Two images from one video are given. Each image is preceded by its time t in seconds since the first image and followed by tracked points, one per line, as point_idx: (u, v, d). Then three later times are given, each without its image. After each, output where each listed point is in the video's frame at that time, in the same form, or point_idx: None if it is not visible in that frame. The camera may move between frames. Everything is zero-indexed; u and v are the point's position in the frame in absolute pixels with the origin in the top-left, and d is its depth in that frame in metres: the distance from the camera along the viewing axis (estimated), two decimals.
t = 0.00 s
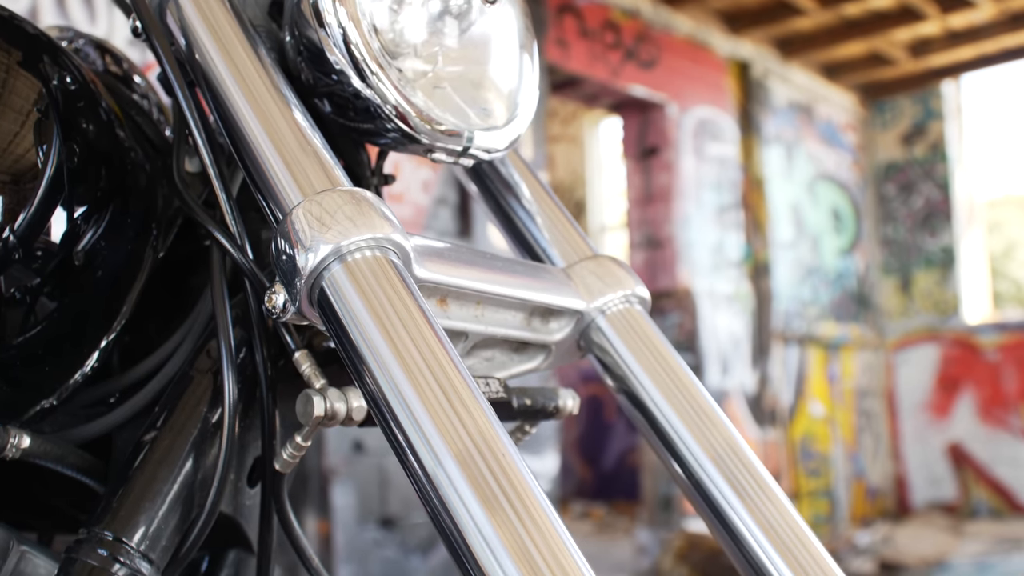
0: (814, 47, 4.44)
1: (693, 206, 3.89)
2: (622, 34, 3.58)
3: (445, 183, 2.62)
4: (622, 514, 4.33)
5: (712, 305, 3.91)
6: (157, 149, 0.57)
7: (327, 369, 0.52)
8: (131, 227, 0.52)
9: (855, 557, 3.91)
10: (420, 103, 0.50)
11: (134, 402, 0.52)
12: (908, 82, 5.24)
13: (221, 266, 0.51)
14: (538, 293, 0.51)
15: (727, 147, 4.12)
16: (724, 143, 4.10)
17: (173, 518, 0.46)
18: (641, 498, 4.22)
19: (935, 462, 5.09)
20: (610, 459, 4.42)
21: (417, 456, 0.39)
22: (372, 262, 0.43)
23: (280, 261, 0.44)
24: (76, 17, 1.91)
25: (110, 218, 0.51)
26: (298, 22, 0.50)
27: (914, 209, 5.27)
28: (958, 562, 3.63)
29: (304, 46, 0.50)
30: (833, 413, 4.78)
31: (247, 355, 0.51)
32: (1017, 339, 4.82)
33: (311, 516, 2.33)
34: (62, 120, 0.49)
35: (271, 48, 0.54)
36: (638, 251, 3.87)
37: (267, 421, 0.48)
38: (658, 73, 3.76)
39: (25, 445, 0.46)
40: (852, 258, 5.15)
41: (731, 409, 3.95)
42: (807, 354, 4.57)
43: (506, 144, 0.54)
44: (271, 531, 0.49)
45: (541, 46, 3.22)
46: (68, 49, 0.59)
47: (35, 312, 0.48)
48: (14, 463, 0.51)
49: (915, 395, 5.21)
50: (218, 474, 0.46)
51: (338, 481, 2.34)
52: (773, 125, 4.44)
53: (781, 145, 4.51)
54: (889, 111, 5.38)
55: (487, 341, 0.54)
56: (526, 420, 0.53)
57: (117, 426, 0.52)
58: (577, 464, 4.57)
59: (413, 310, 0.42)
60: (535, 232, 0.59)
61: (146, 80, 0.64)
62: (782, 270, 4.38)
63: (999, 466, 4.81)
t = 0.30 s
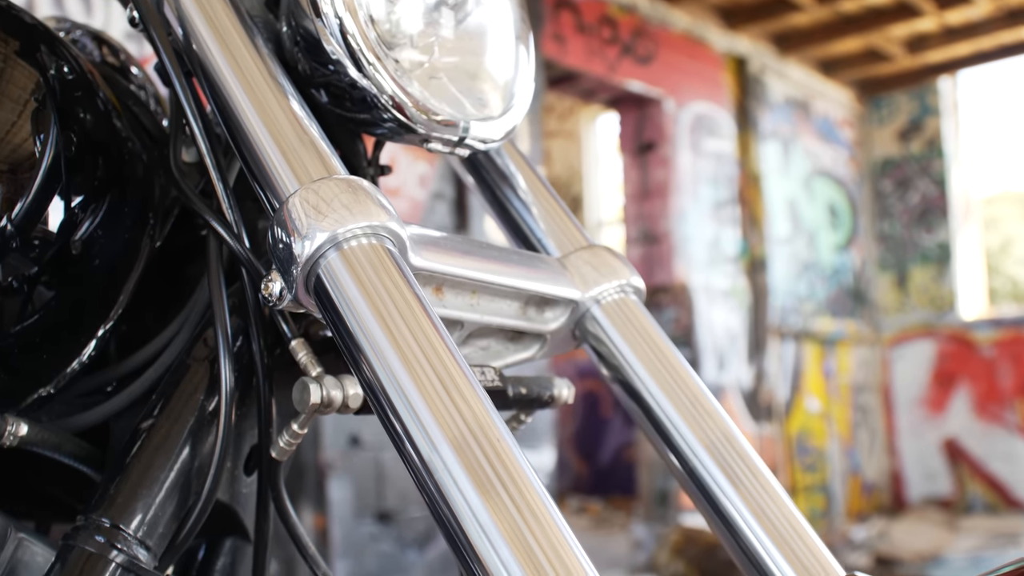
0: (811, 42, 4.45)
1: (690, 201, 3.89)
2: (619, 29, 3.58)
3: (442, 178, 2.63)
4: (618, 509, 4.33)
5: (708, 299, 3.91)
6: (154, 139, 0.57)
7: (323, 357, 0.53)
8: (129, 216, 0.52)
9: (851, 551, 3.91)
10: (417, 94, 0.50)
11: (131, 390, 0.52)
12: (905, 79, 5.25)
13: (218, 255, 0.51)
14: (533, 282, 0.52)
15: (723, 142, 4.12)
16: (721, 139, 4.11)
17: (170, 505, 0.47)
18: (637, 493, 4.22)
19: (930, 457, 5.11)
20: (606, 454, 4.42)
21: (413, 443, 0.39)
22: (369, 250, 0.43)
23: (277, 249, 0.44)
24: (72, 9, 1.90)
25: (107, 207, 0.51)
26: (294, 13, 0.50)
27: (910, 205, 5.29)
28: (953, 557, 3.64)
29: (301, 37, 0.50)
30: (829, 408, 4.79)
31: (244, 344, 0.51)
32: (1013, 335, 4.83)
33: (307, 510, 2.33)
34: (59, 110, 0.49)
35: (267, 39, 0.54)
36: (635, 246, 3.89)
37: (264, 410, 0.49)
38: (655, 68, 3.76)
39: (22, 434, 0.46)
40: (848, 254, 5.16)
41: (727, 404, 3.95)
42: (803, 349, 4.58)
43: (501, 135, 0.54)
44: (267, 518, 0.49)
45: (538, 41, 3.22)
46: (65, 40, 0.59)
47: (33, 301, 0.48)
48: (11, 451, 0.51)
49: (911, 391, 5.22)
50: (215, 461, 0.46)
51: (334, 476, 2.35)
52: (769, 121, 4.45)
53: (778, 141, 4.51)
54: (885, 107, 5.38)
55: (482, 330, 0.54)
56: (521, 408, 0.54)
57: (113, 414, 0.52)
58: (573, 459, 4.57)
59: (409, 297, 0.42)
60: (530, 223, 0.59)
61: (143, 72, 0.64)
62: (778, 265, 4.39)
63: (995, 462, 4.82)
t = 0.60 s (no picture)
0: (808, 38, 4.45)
1: (686, 197, 3.90)
2: (616, 24, 3.58)
3: (439, 173, 2.63)
4: (615, 504, 4.35)
5: (706, 295, 3.92)
6: (153, 132, 0.58)
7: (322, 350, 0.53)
8: (127, 209, 0.52)
9: (847, 546, 3.93)
10: (415, 87, 0.50)
11: (130, 382, 0.52)
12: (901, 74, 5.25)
13: (216, 248, 0.51)
14: (530, 275, 0.52)
15: (720, 138, 4.13)
16: (718, 134, 4.11)
17: (169, 495, 0.47)
18: (634, 489, 4.23)
19: (926, 453, 5.12)
20: (604, 449, 4.43)
21: (412, 434, 0.39)
22: (367, 242, 0.44)
23: (276, 241, 0.44)
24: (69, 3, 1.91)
25: (107, 199, 0.51)
26: (293, 7, 0.50)
27: (906, 200, 5.26)
28: (949, 553, 3.65)
29: (298, 30, 0.50)
30: (825, 403, 4.80)
31: (243, 336, 0.51)
32: (1009, 331, 4.85)
33: (304, 505, 2.35)
34: (59, 103, 0.50)
35: (266, 32, 0.54)
36: (632, 241, 3.89)
37: (262, 402, 0.49)
38: (652, 64, 3.77)
39: (22, 424, 0.46)
40: (845, 250, 5.17)
41: (724, 399, 3.96)
42: (800, 345, 4.60)
43: (499, 128, 0.55)
44: (266, 509, 0.50)
45: (535, 37, 3.22)
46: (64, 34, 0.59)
47: (32, 293, 0.48)
48: (10, 441, 0.52)
49: (907, 386, 5.23)
50: (213, 452, 0.47)
51: (331, 470, 2.36)
52: (766, 116, 4.46)
53: (774, 137, 4.52)
54: (882, 104, 5.36)
55: (479, 322, 0.54)
56: (519, 400, 0.54)
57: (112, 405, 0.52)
58: (570, 454, 4.59)
59: (407, 289, 0.43)
60: (528, 217, 0.59)
61: (142, 66, 0.64)
62: (776, 261, 4.39)
63: (991, 457, 4.83)
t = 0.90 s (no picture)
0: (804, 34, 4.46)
1: (683, 192, 3.90)
2: (613, 20, 3.58)
3: (436, 168, 2.63)
4: (612, 500, 4.36)
5: (702, 291, 3.87)
6: (150, 125, 0.58)
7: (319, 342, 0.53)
8: (125, 202, 0.53)
9: (844, 542, 3.94)
10: (411, 81, 0.50)
11: (128, 374, 0.52)
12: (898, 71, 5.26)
13: (213, 241, 0.51)
14: (527, 268, 0.52)
15: (717, 134, 4.13)
16: (714, 130, 4.12)
17: (166, 487, 0.47)
18: (631, 484, 4.24)
19: (923, 448, 5.14)
20: (600, 445, 4.43)
21: (409, 426, 0.40)
22: (364, 234, 0.44)
23: (272, 233, 0.45)
24: None
25: (104, 192, 0.52)
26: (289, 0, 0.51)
27: (902, 197, 5.29)
28: (945, 547, 3.67)
29: (295, 23, 0.51)
30: (822, 399, 4.81)
31: (240, 329, 0.52)
32: (1005, 327, 4.87)
33: (301, 500, 2.34)
34: (57, 96, 0.50)
35: (263, 26, 0.54)
36: (628, 237, 3.88)
37: (260, 394, 0.49)
38: (649, 60, 3.76)
39: (20, 416, 0.47)
40: (841, 245, 5.18)
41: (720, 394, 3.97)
42: (796, 341, 4.61)
43: (495, 122, 0.55)
44: (264, 501, 0.50)
45: (531, 32, 3.22)
46: (61, 28, 0.59)
47: (30, 286, 0.48)
48: (6, 434, 0.52)
49: (903, 382, 5.25)
50: (211, 444, 0.47)
51: (328, 466, 2.36)
52: (763, 112, 4.46)
53: (771, 133, 4.53)
54: (879, 100, 5.39)
55: (476, 314, 0.54)
56: (515, 393, 0.54)
57: (110, 397, 0.52)
58: (566, 450, 4.59)
59: (404, 281, 0.43)
60: (524, 210, 0.60)
61: (139, 60, 0.64)
62: (772, 257, 4.40)
63: (986, 453, 4.86)
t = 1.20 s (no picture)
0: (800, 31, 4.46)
1: (680, 188, 3.90)
2: (609, 17, 3.58)
3: (432, 165, 2.63)
4: (609, 497, 4.35)
5: (699, 288, 3.94)
6: (146, 120, 0.58)
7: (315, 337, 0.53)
8: (122, 196, 0.53)
9: (841, 538, 3.95)
10: (407, 75, 0.51)
11: (125, 367, 0.52)
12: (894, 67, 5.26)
13: (210, 234, 0.52)
14: (522, 262, 0.52)
15: (714, 130, 4.13)
16: (711, 127, 4.12)
17: (164, 480, 0.47)
18: (627, 481, 4.23)
19: (919, 445, 5.15)
20: (597, 442, 4.44)
21: (406, 420, 0.40)
22: (360, 227, 0.44)
23: (269, 227, 0.45)
24: None
25: (101, 186, 0.52)
26: None
27: (899, 193, 5.31)
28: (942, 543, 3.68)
29: (292, 19, 0.51)
30: (818, 395, 4.82)
31: (236, 322, 0.52)
32: (1001, 323, 4.89)
33: (298, 497, 2.34)
34: (53, 91, 0.50)
35: (260, 20, 0.54)
36: (625, 233, 3.88)
37: (256, 387, 0.49)
38: (645, 56, 3.77)
39: (17, 410, 0.47)
40: (838, 242, 5.18)
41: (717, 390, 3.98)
42: (793, 337, 4.61)
43: (491, 116, 0.55)
44: (259, 494, 0.50)
45: (528, 29, 3.22)
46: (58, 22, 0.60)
47: (27, 280, 0.49)
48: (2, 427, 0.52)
49: (900, 378, 5.25)
50: (207, 437, 0.47)
51: (325, 462, 2.36)
52: (759, 109, 4.46)
53: (767, 129, 4.53)
54: (875, 96, 5.40)
55: (471, 308, 0.54)
56: (510, 386, 0.54)
57: (107, 391, 0.52)
58: (564, 447, 4.59)
59: (400, 274, 0.43)
60: (519, 203, 0.60)
61: (135, 55, 0.65)
62: (768, 254, 4.41)
63: (982, 449, 4.86)
